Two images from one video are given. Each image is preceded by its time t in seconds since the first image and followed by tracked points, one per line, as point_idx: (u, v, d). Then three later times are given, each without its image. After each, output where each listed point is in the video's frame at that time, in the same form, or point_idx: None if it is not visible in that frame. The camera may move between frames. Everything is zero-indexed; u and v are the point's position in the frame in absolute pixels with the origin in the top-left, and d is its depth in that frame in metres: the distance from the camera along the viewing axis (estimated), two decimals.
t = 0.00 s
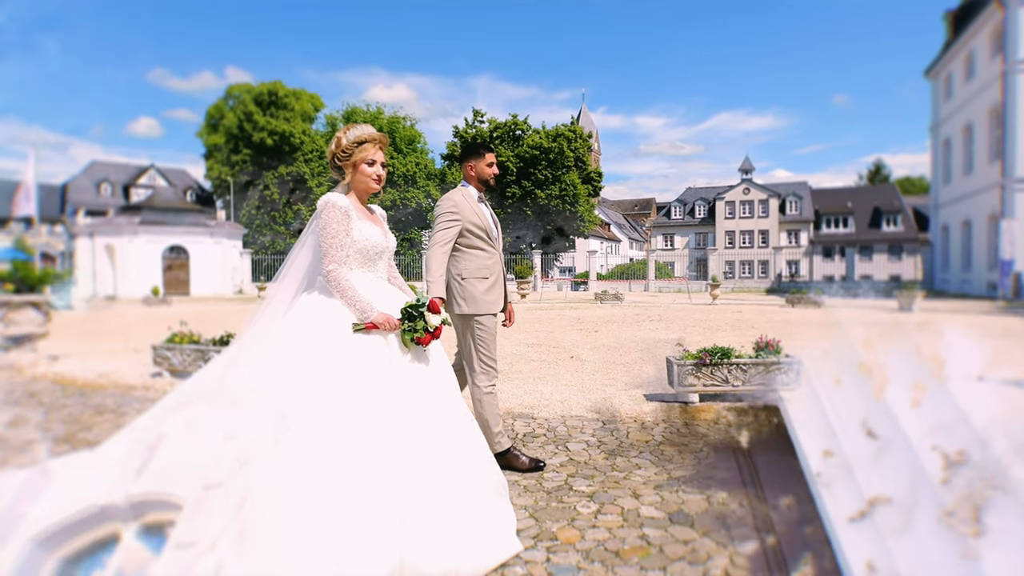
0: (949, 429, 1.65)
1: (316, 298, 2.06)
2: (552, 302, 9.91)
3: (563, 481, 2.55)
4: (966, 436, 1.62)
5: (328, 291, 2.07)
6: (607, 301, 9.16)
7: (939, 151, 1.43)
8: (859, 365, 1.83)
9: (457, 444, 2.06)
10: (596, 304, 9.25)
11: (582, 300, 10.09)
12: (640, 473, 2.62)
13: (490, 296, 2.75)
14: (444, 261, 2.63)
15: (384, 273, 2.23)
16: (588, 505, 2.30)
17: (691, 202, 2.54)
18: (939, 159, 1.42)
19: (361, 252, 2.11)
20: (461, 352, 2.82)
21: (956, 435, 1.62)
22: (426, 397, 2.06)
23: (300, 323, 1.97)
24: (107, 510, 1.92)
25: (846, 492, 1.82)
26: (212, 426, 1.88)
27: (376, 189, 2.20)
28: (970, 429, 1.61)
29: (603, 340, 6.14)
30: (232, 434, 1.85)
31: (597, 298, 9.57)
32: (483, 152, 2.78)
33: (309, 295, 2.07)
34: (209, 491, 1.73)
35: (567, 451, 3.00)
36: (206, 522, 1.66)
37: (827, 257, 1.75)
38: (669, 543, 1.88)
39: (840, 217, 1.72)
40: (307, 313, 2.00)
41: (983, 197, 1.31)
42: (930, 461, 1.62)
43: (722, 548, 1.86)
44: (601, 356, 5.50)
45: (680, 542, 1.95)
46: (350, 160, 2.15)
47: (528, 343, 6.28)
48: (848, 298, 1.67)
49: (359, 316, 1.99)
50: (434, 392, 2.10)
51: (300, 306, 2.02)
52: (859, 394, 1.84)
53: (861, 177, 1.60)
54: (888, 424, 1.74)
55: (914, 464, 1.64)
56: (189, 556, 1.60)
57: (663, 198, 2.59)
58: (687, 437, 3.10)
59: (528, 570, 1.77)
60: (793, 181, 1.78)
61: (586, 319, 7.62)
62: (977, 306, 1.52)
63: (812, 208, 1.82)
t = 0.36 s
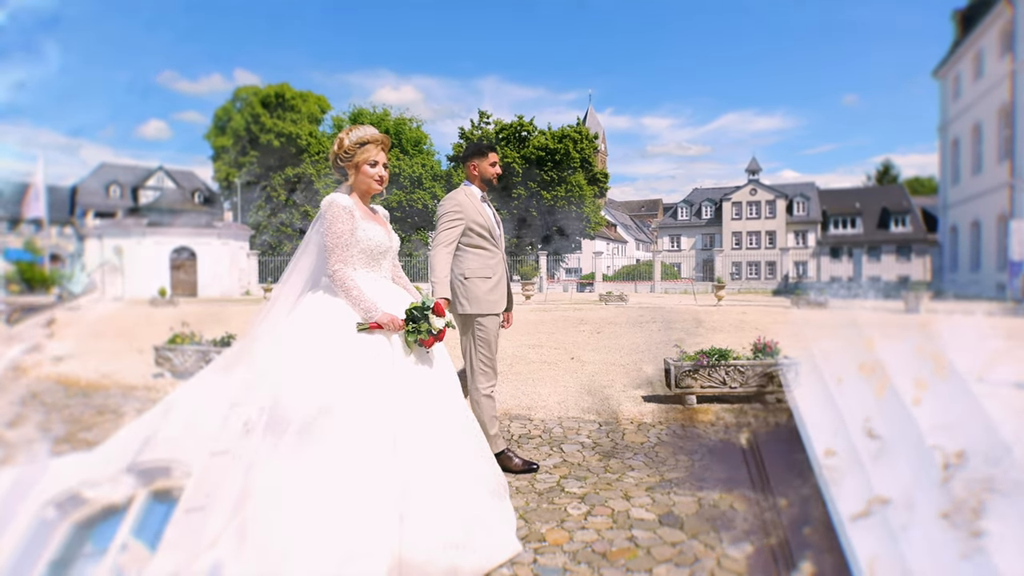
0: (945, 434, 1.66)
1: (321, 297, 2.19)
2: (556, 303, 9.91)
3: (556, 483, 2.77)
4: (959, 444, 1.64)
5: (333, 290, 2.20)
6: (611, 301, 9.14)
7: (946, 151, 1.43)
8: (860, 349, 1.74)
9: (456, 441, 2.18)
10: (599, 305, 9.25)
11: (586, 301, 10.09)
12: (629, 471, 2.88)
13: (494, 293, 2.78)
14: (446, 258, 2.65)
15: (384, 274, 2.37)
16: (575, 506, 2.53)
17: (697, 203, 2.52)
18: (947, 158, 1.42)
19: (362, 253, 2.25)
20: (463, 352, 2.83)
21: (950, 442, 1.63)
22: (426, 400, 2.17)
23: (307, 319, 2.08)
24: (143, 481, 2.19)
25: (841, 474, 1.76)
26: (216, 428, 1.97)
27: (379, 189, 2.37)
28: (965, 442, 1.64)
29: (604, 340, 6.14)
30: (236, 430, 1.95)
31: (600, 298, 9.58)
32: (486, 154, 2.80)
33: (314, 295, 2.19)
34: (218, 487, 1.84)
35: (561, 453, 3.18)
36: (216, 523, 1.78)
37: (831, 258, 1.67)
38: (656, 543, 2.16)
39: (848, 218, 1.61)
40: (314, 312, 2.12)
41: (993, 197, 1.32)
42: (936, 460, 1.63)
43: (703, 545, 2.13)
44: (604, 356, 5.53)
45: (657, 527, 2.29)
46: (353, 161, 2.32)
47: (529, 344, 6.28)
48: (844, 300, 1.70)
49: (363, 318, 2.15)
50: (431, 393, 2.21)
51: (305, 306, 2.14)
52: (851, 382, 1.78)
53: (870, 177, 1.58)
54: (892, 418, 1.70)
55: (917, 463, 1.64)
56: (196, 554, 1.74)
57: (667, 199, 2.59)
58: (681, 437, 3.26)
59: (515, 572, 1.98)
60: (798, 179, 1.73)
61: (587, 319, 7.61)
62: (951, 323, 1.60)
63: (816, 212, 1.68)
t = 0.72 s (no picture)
0: (953, 426, 2.08)
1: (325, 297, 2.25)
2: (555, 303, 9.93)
3: (549, 484, 2.83)
4: (962, 433, 2.06)
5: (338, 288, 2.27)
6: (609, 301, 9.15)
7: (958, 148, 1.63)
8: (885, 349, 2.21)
9: (455, 443, 2.21)
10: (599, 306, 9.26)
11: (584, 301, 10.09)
12: (630, 467, 2.90)
13: (498, 295, 2.78)
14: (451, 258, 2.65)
15: (390, 273, 2.45)
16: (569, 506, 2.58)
17: (706, 204, 2.37)
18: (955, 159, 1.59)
19: (367, 254, 2.32)
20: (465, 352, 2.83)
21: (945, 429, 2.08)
22: (428, 399, 2.22)
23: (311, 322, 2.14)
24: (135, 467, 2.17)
25: (852, 462, 2.23)
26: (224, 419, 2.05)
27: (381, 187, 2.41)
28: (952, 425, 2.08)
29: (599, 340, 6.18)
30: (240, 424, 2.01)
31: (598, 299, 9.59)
32: (491, 154, 2.80)
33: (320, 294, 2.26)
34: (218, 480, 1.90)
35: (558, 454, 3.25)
36: (218, 519, 1.84)
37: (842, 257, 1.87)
38: (675, 532, 2.25)
39: (857, 218, 1.81)
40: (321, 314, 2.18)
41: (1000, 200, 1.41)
42: (957, 449, 2.03)
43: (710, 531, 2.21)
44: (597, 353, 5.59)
45: (665, 515, 2.39)
46: (355, 161, 2.38)
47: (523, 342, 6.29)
48: (837, 297, 2.06)
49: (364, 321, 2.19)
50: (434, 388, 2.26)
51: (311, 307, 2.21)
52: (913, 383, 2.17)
53: (882, 178, 1.82)
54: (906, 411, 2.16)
55: (935, 451, 2.06)
56: (196, 553, 1.80)
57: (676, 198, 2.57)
58: (681, 428, 3.25)
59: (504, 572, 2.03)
60: (810, 181, 1.95)
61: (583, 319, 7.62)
62: (937, 315, 1.96)
63: (827, 209, 1.90)
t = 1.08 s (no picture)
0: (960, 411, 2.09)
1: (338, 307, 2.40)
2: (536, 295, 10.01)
3: (544, 484, 2.84)
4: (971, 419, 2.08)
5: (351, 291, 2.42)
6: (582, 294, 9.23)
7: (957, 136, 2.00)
8: (893, 335, 2.24)
9: (455, 445, 2.42)
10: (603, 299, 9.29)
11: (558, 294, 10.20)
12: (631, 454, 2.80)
13: (495, 294, 2.79)
14: (454, 259, 2.72)
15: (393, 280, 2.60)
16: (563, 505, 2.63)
17: (713, 204, 2.42)
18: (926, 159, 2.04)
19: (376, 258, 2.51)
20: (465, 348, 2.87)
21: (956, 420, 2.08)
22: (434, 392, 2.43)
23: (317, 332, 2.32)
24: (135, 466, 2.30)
25: (858, 443, 2.24)
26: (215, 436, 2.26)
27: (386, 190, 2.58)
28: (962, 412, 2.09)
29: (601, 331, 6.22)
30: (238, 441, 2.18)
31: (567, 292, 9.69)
32: (498, 155, 2.81)
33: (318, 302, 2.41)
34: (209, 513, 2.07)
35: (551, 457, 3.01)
36: (216, 523, 2.03)
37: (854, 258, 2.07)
38: (678, 540, 2.28)
39: (869, 218, 2.00)
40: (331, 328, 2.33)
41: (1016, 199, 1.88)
42: (950, 413, 2.09)
43: (720, 538, 2.25)
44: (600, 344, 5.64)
45: (665, 525, 2.39)
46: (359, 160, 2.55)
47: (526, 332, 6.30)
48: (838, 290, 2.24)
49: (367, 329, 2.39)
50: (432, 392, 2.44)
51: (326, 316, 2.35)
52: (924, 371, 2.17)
53: (894, 178, 2.06)
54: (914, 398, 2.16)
55: (930, 416, 2.12)
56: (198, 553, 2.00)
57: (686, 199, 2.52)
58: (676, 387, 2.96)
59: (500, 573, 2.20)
60: (819, 182, 2.13)
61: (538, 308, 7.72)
62: (943, 301, 2.14)
63: (836, 207, 2.06)
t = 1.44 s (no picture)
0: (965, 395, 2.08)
1: (337, 304, 2.61)
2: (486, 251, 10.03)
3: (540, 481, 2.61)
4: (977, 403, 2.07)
5: (351, 296, 2.64)
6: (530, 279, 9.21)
7: (926, 139, 2.24)
8: (896, 321, 2.24)
9: (455, 450, 2.67)
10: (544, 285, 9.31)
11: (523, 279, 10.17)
12: (635, 434, 2.63)
13: (506, 296, 2.76)
14: (464, 262, 2.70)
15: (394, 282, 2.69)
16: (563, 492, 2.53)
17: (721, 203, 2.54)
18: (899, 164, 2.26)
19: (371, 262, 2.66)
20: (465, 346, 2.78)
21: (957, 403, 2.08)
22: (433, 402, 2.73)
23: (327, 341, 2.57)
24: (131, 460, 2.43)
25: (861, 433, 2.23)
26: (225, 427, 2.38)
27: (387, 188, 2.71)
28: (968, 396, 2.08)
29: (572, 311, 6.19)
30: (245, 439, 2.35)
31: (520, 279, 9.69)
32: (501, 152, 2.70)
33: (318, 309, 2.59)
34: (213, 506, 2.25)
35: (554, 458, 2.67)
36: (218, 521, 2.22)
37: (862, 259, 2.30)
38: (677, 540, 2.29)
39: (879, 219, 2.26)
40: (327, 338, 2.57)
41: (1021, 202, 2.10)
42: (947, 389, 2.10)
43: (720, 533, 2.28)
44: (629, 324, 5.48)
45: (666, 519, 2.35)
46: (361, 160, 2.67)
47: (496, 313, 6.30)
48: (829, 282, 2.40)
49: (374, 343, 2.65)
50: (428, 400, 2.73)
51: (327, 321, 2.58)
52: (928, 357, 2.15)
53: (905, 176, 2.24)
54: (916, 385, 2.17)
55: (929, 400, 2.13)
56: (202, 546, 2.18)
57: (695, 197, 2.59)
58: (677, 359, 2.78)
59: None
60: (828, 181, 2.33)
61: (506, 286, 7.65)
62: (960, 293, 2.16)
63: (845, 205, 2.31)
